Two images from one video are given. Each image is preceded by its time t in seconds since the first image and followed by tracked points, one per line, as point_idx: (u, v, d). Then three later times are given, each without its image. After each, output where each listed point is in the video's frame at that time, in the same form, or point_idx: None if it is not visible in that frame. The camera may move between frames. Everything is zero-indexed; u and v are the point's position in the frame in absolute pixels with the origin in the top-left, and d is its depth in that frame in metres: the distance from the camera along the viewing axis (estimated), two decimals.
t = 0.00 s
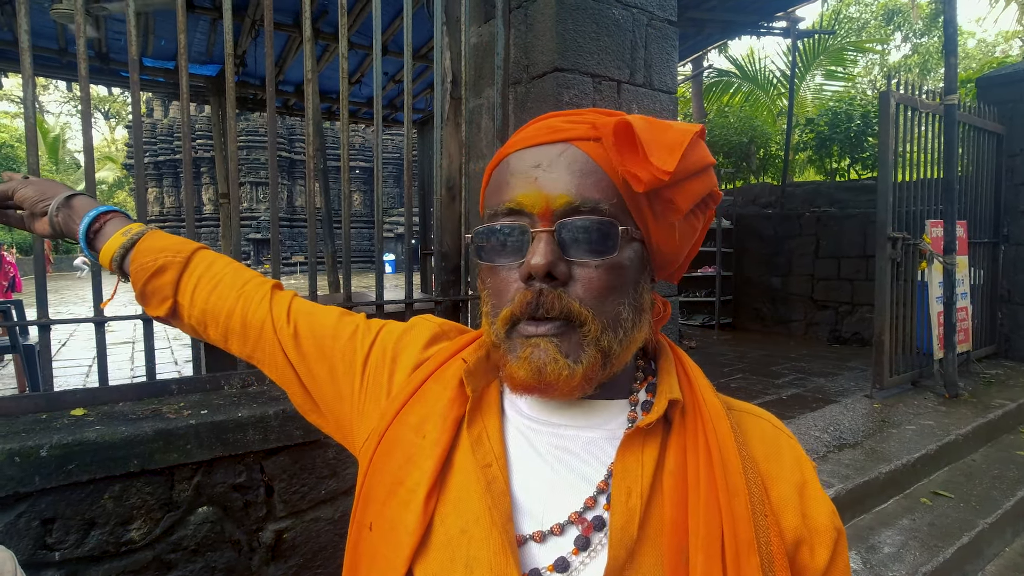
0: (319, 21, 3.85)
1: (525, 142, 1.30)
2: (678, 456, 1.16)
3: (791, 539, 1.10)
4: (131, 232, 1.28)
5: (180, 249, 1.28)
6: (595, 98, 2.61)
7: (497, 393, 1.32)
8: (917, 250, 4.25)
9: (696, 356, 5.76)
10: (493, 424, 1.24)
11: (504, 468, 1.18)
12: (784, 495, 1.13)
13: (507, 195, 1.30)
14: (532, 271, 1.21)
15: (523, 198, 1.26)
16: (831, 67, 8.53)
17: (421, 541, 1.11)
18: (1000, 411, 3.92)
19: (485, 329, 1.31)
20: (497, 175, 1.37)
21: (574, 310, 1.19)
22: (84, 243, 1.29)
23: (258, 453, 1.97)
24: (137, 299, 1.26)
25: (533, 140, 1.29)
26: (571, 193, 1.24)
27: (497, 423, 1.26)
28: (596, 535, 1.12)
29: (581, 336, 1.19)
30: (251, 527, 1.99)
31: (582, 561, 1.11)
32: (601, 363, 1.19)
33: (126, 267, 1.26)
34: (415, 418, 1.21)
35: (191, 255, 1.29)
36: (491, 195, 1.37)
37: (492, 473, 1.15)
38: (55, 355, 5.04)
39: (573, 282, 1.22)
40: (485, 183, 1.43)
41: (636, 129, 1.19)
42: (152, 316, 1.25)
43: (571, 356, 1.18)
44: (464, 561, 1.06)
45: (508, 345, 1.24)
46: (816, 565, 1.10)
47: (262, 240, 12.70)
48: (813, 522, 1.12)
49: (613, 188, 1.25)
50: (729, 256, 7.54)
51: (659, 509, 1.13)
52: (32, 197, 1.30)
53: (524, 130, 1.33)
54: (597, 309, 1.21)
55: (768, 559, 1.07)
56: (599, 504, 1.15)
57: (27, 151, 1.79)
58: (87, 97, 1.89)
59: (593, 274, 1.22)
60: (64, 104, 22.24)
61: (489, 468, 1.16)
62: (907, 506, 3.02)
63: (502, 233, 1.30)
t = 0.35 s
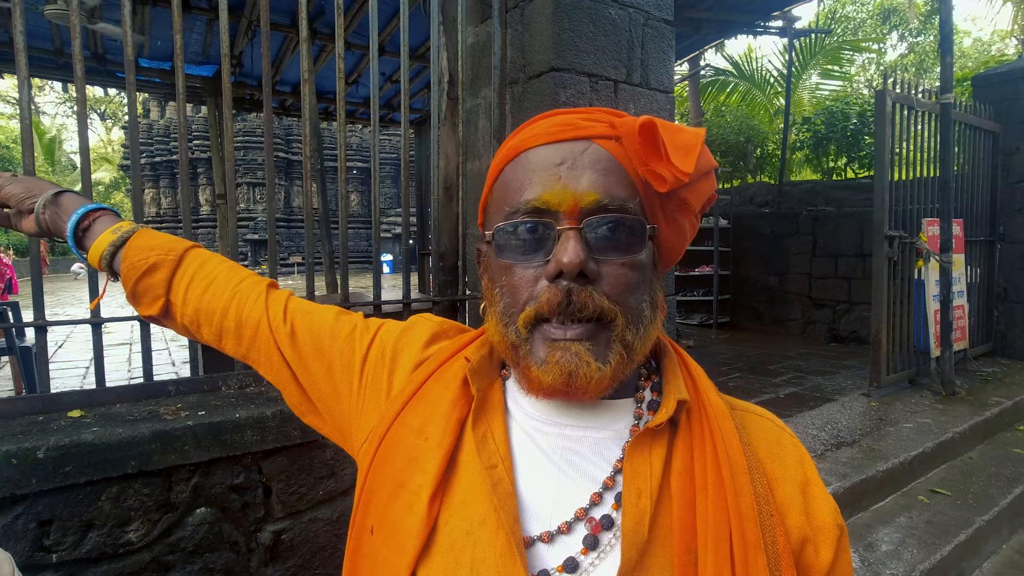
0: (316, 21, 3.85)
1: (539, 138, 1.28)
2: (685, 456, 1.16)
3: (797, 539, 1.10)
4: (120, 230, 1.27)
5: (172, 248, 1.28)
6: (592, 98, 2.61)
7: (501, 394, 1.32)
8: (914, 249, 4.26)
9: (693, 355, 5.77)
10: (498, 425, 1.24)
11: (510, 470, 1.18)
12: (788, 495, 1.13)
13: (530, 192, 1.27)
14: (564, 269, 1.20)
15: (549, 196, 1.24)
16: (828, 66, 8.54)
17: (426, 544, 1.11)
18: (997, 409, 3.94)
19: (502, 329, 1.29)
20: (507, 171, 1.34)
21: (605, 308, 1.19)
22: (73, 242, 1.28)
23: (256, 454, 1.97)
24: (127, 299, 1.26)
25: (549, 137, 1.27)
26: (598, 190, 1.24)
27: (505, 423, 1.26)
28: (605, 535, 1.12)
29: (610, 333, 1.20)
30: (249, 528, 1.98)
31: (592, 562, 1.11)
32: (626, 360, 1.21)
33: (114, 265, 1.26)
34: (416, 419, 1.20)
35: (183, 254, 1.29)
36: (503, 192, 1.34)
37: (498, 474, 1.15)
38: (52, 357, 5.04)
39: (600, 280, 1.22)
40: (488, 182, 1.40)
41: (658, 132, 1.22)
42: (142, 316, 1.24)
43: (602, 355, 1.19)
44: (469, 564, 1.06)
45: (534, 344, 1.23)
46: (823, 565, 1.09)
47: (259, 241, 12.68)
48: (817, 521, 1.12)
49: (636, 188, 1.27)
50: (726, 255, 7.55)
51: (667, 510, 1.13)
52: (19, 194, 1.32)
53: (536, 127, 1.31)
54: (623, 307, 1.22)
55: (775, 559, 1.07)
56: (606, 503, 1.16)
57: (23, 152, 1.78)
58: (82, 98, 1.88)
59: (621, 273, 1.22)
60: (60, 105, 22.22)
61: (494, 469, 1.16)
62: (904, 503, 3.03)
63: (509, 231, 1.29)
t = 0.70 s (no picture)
0: (309, 21, 3.84)
1: (534, 137, 1.28)
2: (680, 456, 1.16)
3: (792, 536, 1.11)
4: (103, 234, 1.27)
5: (156, 251, 1.27)
6: (586, 97, 2.61)
7: (493, 396, 1.32)
8: (907, 247, 4.27)
9: (688, 354, 5.78)
10: (492, 426, 1.24)
11: (505, 472, 1.17)
12: (781, 493, 1.14)
13: (525, 190, 1.27)
14: (560, 267, 1.20)
15: (545, 194, 1.24)
16: (821, 65, 8.57)
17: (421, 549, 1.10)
18: (990, 406, 3.96)
19: (498, 329, 1.28)
20: (501, 170, 1.33)
21: (601, 307, 1.19)
22: (54, 247, 1.28)
23: (249, 456, 1.96)
24: (112, 305, 1.26)
25: (544, 135, 1.27)
26: (595, 189, 1.24)
27: (499, 424, 1.26)
28: (602, 535, 1.12)
29: (604, 332, 1.20)
30: (243, 530, 1.97)
31: (589, 563, 1.11)
32: (621, 359, 1.21)
33: (98, 271, 1.26)
34: (409, 423, 1.20)
35: (168, 258, 1.29)
36: (498, 190, 1.33)
37: (494, 476, 1.14)
38: (44, 359, 5.00)
39: (595, 279, 1.21)
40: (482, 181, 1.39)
41: (653, 131, 1.22)
42: (128, 321, 1.24)
43: (597, 353, 1.19)
44: (465, 568, 1.05)
45: (530, 344, 1.23)
46: (817, 561, 1.10)
47: (253, 242, 12.64)
48: (811, 518, 1.13)
49: (630, 187, 1.27)
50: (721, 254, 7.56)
51: (663, 510, 1.13)
52: None
53: (530, 125, 1.31)
54: (618, 306, 1.22)
55: (771, 557, 1.07)
56: (602, 504, 1.15)
57: (12, 153, 1.77)
58: (72, 98, 1.87)
59: (616, 272, 1.22)
60: (52, 105, 22.10)
61: (489, 471, 1.15)
62: (899, 501, 3.04)
63: (503, 230, 1.28)
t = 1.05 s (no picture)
0: (304, 20, 3.83)
1: (530, 138, 1.28)
2: (677, 452, 1.16)
3: (787, 529, 1.11)
4: (82, 240, 1.23)
5: (140, 259, 1.24)
6: (582, 97, 2.61)
7: (491, 395, 1.31)
8: (902, 246, 4.29)
9: (685, 353, 5.79)
10: (490, 425, 1.23)
11: (503, 470, 1.17)
12: (776, 487, 1.14)
13: (522, 189, 1.26)
14: (559, 265, 1.20)
15: (542, 193, 1.24)
16: (816, 64, 8.59)
17: (421, 549, 1.09)
18: (985, 404, 3.97)
19: (496, 328, 1.28)
20: (497, 170, 1.33)
21: (599, 304, 1.19)
22: (28, 253, 1.24)
23: (245, 456, 1.96)
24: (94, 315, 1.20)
25: (540, 136, 1.27)
26: (591, 187, 1.24)
27: (497, 423, 1.26)
28: (601, 531, 1.12)
29: (602, 329, 1.19)
30: (239, 532, 1.96)
31: (588, 559, 1.10)
32: (619, 355, 1.21)
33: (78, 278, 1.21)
34: (407, 424, 1.20)
35: (153, 266, 1.25)
36: (495, 191, 1.33)
37: (492, 474, 1.14)
38: (38, 360, 4.97)
39: (593, 276, 1.21)
40: (478, 183, 1.39)
41: (647, 130, 1.23)
42: (111, 332, 1.19)
43: (596, 350, 1.18)
44: (465, 565, 1.05)
45: (529, 343, 1.22)
46: (812, 555, 1.10)
47: (248, 242, 12.59)
48: (805, 511, 1.13)
49: (625, 185, 1.27)
50: (717, 253, 7.57)
51: (661, 506, 1.13)
52: None
53: (525, 126, 1.31)
54: (615, 304, 1.22)
55: (768, 551, 1.07)
56: (600, 500, 1.15)
57: (5, 152, 1.76)
58: (65, 97, 1.86)
59: (613, 270, 1.22)
60: (45, 105, 22.01)
61: (488, 469, 1.15)
62: (895, 498, 3.05)
63: (501, 230, 1.28)
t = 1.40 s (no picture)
0: (302, 20, 3.83)
1: (520, 140, 1.28)
2: (670, 443, 1.16)
3: (776, 516, 1.12)
4: (46, 250, 1.21)
5: (114, 269, 1.22)
6: (579, 97, 2.61)
7: (486, 390, 1.31)
8: (900, 245, 4.29)
9: (683, 352, 5.79)
10: (485, 420, 1.23)
11: (500, 464, 1.17)
12: (765, 476, 1.15)
13: (514, 189, 1.26)
14: (552, 261, 1.20)
15: (535, 192, 1.23)
16: (814, 63, 8.59)
17: (420, 546, 1.09)
18: (983, 402, 3.98)
19: (490, 326, 1.27)
20: (489, 172, 1.33)
21: (592, 299, 1.19)
22: None
23: (243, 457, 1.95)
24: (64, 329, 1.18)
25: (530, 137, 1.27)
26: (582, 187, 1.24)
27: (492, 419, 1.25)
28: (598, 520, 1.12)
29: (595, 325, 1.20)
30: (237, 532, 1.96)
31: (587, 548, 1.10)
32: (612, 350, 1.21)
33: (41, 290, 1.18)
34: (402, 424, 1.19)
35: (126, 276, 1.23)
36: (486, 191, 1.32)
37: (489, 469, 1.14)
38: (36, 361, 4.96)
39: (586, 273, 1.21)
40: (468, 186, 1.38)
41: (635, 130, 1.23)
42: (84, 345, 1.17)
43: (590, 344, 1.18)
44: (464, 560, 1.05)
45: (523, 340, 1.22)
46: (799, 541, 1.12)
47: (246, 242, 12.57)
48: (792, 499, 1.14)
49: (615, 185, 1.28)
50: (716, 253, 7.58)
51: (655, 496, 1.13)
52: None
53: (515, 129, 1.31)
54: (607, 299, 1.22)
55: (758, 537, 1.08)
56: (597, 491, 1.15)
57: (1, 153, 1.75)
58: (61, 98, 1.85)
59: (605, 265, 1.23)
60: (42, 106, 21.96)
61: (485, 465, 1.15)
62: (893, 497, 3.06)
63: (494, 228, 1.27)
